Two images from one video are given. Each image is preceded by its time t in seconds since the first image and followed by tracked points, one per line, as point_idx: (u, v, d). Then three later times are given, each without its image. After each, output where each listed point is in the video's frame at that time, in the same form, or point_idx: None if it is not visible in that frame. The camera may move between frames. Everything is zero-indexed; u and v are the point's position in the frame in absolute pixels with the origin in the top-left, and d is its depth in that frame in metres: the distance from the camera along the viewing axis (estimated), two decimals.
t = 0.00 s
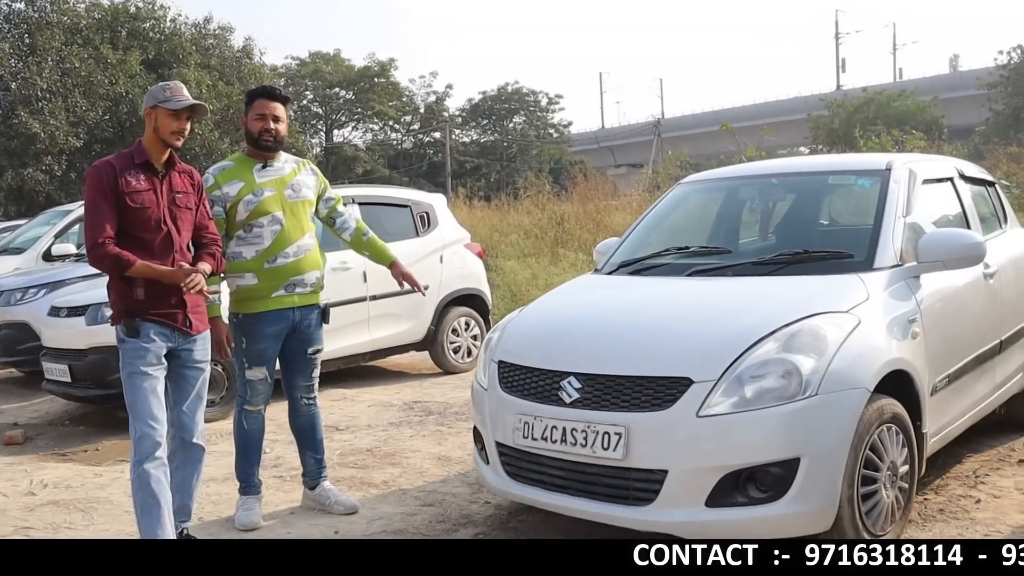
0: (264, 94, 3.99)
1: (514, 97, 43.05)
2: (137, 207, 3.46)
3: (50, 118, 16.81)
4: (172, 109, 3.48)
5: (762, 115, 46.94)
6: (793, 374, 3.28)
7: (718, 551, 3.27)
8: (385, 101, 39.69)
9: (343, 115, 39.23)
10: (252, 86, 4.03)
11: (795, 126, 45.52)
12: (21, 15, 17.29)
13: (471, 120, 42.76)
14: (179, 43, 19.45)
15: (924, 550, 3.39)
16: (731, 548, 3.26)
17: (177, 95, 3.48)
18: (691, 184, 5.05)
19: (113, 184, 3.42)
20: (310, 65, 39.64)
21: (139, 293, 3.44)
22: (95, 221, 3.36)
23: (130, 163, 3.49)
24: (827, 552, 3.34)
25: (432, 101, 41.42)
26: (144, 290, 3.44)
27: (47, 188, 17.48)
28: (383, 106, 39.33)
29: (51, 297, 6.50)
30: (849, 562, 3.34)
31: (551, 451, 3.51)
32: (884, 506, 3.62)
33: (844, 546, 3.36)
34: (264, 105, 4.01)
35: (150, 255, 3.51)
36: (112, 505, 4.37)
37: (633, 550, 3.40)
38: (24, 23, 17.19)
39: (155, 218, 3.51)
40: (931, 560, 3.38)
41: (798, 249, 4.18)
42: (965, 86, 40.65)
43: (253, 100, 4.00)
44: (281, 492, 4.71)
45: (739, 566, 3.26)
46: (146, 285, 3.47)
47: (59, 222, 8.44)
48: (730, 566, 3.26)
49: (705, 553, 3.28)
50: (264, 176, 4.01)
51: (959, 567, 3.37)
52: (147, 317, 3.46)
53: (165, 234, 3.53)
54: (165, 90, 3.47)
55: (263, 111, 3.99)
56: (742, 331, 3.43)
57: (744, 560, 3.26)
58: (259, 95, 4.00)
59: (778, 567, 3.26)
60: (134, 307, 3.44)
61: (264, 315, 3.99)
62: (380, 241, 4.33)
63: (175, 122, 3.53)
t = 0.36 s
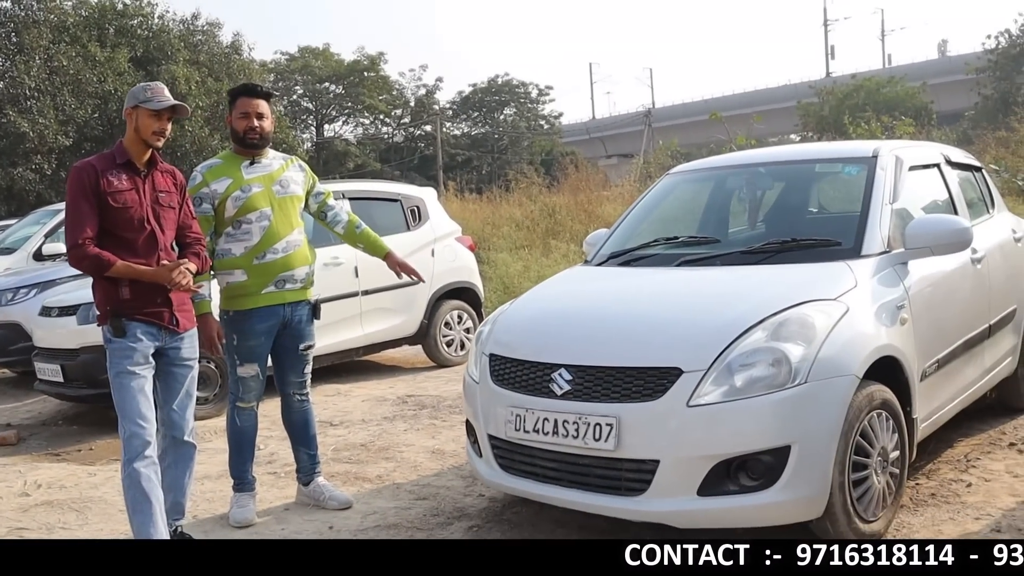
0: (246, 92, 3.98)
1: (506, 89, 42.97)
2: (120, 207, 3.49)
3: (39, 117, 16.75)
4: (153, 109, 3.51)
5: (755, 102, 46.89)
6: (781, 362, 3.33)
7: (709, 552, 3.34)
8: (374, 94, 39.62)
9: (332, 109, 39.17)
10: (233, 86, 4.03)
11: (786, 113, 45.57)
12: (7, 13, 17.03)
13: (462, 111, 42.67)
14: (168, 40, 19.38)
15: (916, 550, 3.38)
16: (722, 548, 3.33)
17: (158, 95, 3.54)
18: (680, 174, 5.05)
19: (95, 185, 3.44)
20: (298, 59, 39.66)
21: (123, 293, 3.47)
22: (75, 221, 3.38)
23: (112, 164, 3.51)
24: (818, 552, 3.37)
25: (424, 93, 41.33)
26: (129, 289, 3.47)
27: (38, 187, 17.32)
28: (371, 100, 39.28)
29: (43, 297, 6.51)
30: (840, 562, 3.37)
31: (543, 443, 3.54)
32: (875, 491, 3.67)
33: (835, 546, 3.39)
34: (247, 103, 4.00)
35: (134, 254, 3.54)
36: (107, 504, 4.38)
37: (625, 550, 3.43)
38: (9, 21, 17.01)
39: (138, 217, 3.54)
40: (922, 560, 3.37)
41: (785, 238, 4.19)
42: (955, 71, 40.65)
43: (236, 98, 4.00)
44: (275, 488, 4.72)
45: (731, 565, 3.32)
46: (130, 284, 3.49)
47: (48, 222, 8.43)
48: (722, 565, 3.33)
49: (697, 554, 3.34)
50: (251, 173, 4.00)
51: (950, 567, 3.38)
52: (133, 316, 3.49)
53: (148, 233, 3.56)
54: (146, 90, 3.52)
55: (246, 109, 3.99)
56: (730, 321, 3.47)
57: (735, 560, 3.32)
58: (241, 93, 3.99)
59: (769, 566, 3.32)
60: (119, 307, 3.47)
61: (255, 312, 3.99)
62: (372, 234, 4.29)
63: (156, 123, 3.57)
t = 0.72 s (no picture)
0: (235, 79, 3.96)
1: (497, 80, 42.90)
2: (106, 194, 3.48)
3: (26, 103, 16.63)
4: (145, 99, 3.52)
5: (746, 95, 46.96)
6: (766, 351, 3.36)
7: (701, 552, 3.36)
8: (365, 84, 39.50)
9: (321, 98, 39.08)
10: (221, 72, 4.01)
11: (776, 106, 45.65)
12: None
13: (453, 102, 42.58)
14: (156, 27, 19.25)
15: (905, 550, 3.39)
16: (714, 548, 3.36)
17: (149, 84, 3.54)
18: (668, 164, 5.06)
19: (80, 172, 3.43)
20: (287, 49, 39.54)
21: (111, 279, 3.47)
22: (61, 209, 3.38)
23: (98, 150, 3.50)
24: (809, 552, 3.40)
25: (415, 84, 41.23)
26: (116, 276, 3.47)
27: (25, 174, 17.26)
28: (364, 89, 39.12)
29: (29, 284, 6.49)
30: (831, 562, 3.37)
31: (529, 431, 3.56)
32: (858, 481, 3.70)
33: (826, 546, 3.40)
34: (235, 90, 3.98)
35: (121, 240, 3.54)
36: (94, 491, 4.38)
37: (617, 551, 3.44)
38: None
39: (124, 203, 3.53)
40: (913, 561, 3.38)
41: (772, 228, 4.21)
42: (944, 65, 40.79)
43: (223, 85, 3.98)
44: (262, 476, 4.72)
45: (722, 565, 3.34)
46: (117, 271, 3.49)
47: (34, 209, 8.39)
48: (713, 565, 3.34)
49: (689, 554, 3.36)
50: (239, 160, 4.00)
51: (942, 567, 3.36)
52: (121, 303, 3.49)
53: (135, 220, 3.56)
54: (137, 78, 3.52)
55: (233, 95, 3.98)
56: (716, 311, 3.49)
57: (726, 560, 3.35)
58: (230, 79, 3.97)
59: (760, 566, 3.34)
60: (107, 294, 3.47)
61: (243, 299, 3.99)
62: (360, 220, 4.28)
63: (147, 112, 3.57)
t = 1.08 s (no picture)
0: (235, 68, 3.95)
1: (488, 63, 42.73)
2: (94, 181, 3.48)
3: (13, 88, 16.51)
4: (143, 94, 3.52)
5: (738, 78, 46.90)
6: (755, 336, 3.37)
7: (691, 551, 3.33)
8: (355, 68, 39.31)
9: (310, 82, 38.93)
10: (217, 57, 3.98)
11: (769, 90, 45.60)
12: None
13: (444, 86, 42.43)
14: (144, 10, 19.11)
15: (897, 550, 3.32)
16: (704, 549, 3.33)
17: (147, 79, 3.54)
18: (658, 149, 5.05)
19: (67, 159, 3.43)
20: (276, 32, 39.31)
21: (101, 267, 3.47)
22: (47, 197, 3.38)
23: (84, 136, 3.49)
24: (801, 552, 3.36)
25: (406, 67, 41.04)
26: (106, 263, 3.47)
27: (12, 159, 17.19)
28: (353, 73, 38.99)
29: (17, 271, 6.47)
30: (820, 562, 3.34)
31: (519, 416, 3.57)
32: (846, 465, 3.72)
33: (817, 546, 3.37)
34: (235, 79, 3.97)
35: (109, 227, 3.54)
36: (84, 477, 4.38)
37: (607, 551, 3.39)
38: None
39: (112, 190, 3.53)
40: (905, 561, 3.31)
41: (761, 212, 4.22)
42: (935, 49, 40.78)
43: (224, 72, 3.95)
44: (252, 462, 4.73)
45: (713, 566, 3.31)
46: (107, 258, 3.49)
47: (21, 194, 8.35)
48: (704, 565, 3.31)
49: (679, 554, 3.32)
50: (228, 145, 3.98)
51: (933, 567, 3.30)
52: (111, 289, 3.49)
53: (124, 206, 3.56)
54: (136, 71, 3.52)
55: (234, 85, 3.96)
56: (705, 296, 3.50)
57: (718, 560, 3.32)
58: (229, 68, 3.95)
59: (751, 566, 3.33)
60: (97, 281, 3.48)
61: (232, 285, 3.98)
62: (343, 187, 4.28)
63: (142, 106, 3.57)
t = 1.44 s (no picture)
0: (247, 58, 3.96)
1: (509, 60, 42.70)
2: (117, 173, 3.51)
3: (38, 79, 16.63)
4: (166, 83, 3.55)
5: (760, 78, 46.66)
6: (774, 338, 3.35)
7: (683, 551, 3.35)
8: (377, 63, 39.39)
9: (332, 77, 39.06)
10: (233, 50, 4.00)
11: (792, 90, 45.33)
12: None
13: (465, 82, 42.50)
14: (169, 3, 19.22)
15: (889, 550, 3.36)
16: (696, 549, 3.36)
17: (169, 67, 3.57)
18: (679, 148, 5.02)
19: (92, 151, 3.45)
20: (299, 27, 39.50)
21: (123, 258, 3.50)
22: (71, 188, 3.40)
23: (108, 128, 3.52)
24: (792, 552, 3.37)
25: (427, 63, 41.11)
26: (128, 255, 3.50)
27: (36, 150, 17.34)
28: (374, 69, 39.07)
29: (40, 260, 6.54)
30: (812, 562, 3.34)
31: (535, 414, 3.57)
32: (865, 469, 3.69)
33: (809, 546, 3.38)
34: (247, 69, 3.97)
35: (132, 219, 3.57)
36: (101, 466, 4.42)
37: (599, 551, 3.43)
38: None
39: (135, 182, 3.56)
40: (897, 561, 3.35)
41: (783, 214, 4.19)
42: (961, 51, 40.40)
43: (236, 63, 3.97)
44: (269, 454, 4.75)
45: (705, 565, 3.34)
46: (129, 249, 3.52)
47: (44, 184, 8.42)
48: (696, 565, 3.34)
49: (671, 554, 3.36)
50: (248, 139, 3.99)
51: (924, 567, 3.34)
52: (133, 281, 3.52)
53: (146, 199, 3.59)
54: (158, 60, 3.54)
55: (245, 75, 3.97)
56: (725, 298, 3.48)
57: (709, 560, 3.35)
58: (241, 58, 3.96)
59: (742, 566, 3.36)
60: (119, 272, 3.51)
61: (252, 278, 4.00)
62: (367, 194, 4.26)
63: (166, 95, 3.59)
